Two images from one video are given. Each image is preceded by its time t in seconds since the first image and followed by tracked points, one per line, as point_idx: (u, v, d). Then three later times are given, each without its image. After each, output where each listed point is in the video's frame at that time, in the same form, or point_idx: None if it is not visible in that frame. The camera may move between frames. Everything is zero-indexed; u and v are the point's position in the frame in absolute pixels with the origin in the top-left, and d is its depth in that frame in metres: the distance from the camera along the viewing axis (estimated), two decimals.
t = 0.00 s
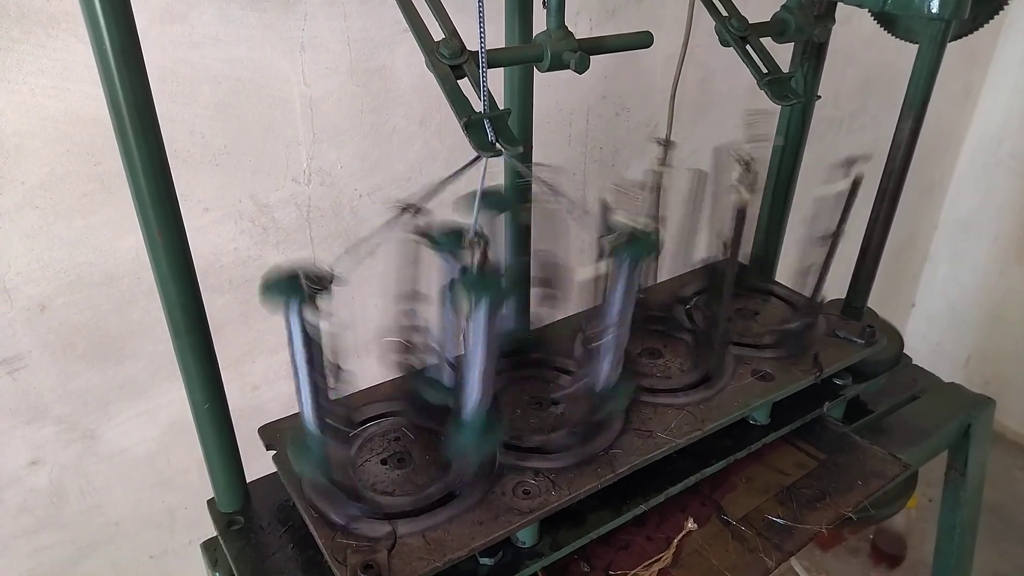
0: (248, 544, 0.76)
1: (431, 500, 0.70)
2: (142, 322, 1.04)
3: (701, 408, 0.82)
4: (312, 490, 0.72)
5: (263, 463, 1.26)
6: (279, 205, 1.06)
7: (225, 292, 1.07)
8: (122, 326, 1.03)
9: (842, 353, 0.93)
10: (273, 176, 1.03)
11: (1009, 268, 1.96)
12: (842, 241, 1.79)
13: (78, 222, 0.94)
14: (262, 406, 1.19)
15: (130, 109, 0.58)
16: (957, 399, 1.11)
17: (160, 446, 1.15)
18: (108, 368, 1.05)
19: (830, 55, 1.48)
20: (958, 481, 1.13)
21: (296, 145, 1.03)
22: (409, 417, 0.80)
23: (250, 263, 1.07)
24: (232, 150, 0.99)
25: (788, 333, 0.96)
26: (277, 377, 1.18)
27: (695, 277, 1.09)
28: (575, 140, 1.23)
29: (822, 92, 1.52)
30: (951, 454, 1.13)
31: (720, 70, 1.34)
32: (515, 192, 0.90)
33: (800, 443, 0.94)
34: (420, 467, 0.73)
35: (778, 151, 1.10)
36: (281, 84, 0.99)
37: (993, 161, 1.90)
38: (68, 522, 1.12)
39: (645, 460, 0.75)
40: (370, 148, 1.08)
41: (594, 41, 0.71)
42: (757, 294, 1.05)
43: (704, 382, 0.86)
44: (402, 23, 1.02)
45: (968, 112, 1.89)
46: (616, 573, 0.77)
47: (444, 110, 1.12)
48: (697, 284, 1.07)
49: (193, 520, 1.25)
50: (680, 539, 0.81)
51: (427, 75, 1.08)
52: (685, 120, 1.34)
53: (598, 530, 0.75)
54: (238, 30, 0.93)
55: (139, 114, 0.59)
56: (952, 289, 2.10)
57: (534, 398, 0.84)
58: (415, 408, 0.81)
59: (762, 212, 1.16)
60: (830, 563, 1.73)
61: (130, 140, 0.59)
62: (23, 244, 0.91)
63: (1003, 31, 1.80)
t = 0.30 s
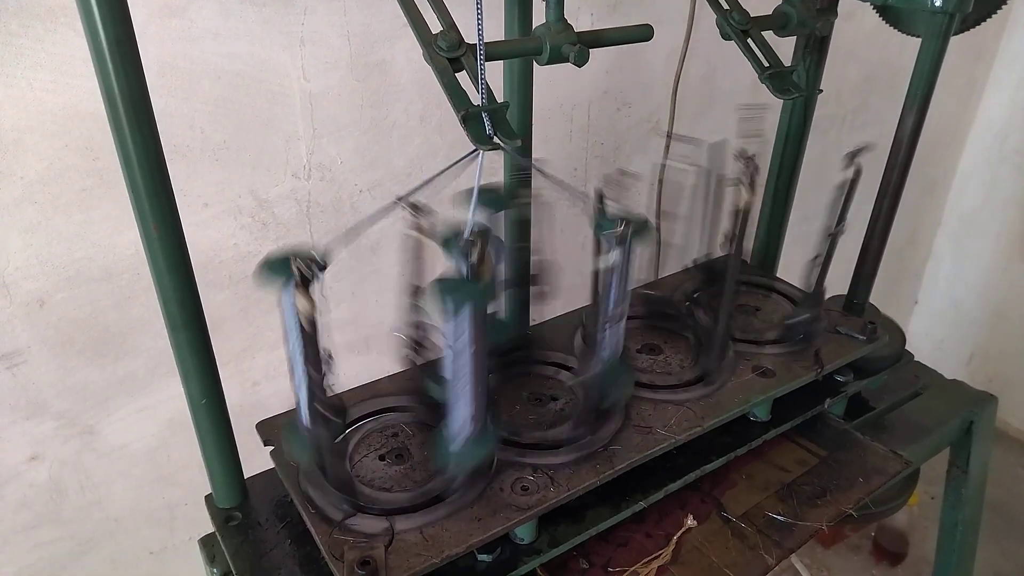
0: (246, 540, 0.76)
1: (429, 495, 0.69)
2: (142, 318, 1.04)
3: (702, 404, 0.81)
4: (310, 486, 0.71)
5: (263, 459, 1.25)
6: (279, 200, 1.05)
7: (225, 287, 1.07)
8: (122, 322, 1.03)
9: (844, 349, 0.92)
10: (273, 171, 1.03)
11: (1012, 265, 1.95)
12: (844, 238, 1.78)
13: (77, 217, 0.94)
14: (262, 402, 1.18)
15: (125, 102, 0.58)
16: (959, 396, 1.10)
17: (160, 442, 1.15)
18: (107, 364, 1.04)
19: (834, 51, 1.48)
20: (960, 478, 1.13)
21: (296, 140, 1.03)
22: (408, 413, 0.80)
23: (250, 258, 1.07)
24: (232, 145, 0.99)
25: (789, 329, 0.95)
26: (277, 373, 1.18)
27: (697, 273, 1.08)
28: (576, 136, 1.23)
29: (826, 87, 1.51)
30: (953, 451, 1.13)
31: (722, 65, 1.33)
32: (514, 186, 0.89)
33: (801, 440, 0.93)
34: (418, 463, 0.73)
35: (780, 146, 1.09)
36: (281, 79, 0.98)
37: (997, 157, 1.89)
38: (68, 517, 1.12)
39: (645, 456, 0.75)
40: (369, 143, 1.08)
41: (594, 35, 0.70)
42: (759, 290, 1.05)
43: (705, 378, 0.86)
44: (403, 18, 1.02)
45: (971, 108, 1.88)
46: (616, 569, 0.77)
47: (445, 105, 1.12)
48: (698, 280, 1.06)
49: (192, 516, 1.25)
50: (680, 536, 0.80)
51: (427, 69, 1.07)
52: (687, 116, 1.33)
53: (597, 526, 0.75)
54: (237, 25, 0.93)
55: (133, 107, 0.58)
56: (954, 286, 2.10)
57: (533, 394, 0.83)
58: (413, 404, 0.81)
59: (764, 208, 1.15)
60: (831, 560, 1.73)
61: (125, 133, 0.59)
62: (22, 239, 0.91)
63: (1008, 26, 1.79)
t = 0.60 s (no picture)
0: (244, 537, 0.76)
1: (426, 492, 0.69)
2: (141, 315, 1.04)
3: (701, 400, 0.81)
4: (308, 483, 0.71)
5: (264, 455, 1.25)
6: (278, 197, 1.05)
7: (224, 284, 1.07)
8: (121, 318, 1.02)
9: (844, 344, 0.92)
10: (272, 168, 1.03)
11: (1013, 260, 1.94)
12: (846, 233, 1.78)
13: (75, 214, 0.93)
14: (262, 398, 1.18)
15: (120, 98, 0.57)
16: (959, 392, 1.10)
17: (160, 439, 1.14)
18: (107, 361, 1.04)
19: (834, 45, 1.47)
20: (960, 474, 1.13)
21: (295, 137, 1.02)
22: (406, 410, 0.80)
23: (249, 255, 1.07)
24: (231, 141, 0.98)
25: (789, 324, 0.95)
26: (277, 369, 1.18)
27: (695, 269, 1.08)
28: (575, 131, 1.22)
29: (826, 82, 1.51)
30: (953, 447, 1.13)
31: (722, 59, 1.33)
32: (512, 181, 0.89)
33: (800, 436, 0.93)
34: (416, 460, 0.72)
35: (779, 141, 1.09)
36: (279, 75, 0.98)
37: (998, 152, 1.88)
38: (69, 514, 1.12)
39: (643, 452, 0.74)
40: (368, 139, 1.07)
41: (591, 28, 0.70)
42: (758, 285, 1.04)
43: (704, 374, 0.86)
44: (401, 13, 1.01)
45: (973, 102, 1.87)
46: (614, 566, 0.76)
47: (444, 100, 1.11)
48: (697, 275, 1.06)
49: (193, 513, 1.25)
50: (679, 532, 0.80)
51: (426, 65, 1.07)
52: (687, 111, 1.33)
53: (596, 522, 0.74)
54: (234, 20, 0.92)
55: (128, 103, 0.58)
56: (956, 281, 2.09)
57: (531, 390, 0.83)
58: (412, 400, 0.81)
59: (763, 203, 1.15)
60: (832, 556, 1.73)
61: (120, 129, 0.58)
62: (21, 236, 0.91)
63: (1010, 20, 1.78)
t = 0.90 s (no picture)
0: (242, 538, 0.76)
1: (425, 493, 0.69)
2: (140, 317, 1.04)
3: (699, 401, 0.81)
4: (306, 485, 0.71)
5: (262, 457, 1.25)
6: (277, 198, 1.05)
7: (223, 285, 1.07)
8: (120, 320, 1.02)
9: (842, 345, 0.92)
10: (271, 169, 1.03)
11: (1011, 260, 1.94)
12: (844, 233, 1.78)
13: (73, 216, 0.93)
14: (261, 400, 1.18)
15: (117, 99, 0.57)
16: (958, 392, 1.10)
17: (159, 441, 1.14)
18: (105, 363, 1.04)
19: (832, 45, 1.47)
20: (959, 474, 1.13)
21: (293, 138, 1.02)
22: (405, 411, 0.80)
23: (248, 256, 1.07)
24: (229, 143, 0.98)
25: (787, 324, 0.95)
26: (276, 371, 1.18)
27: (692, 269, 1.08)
28: (574, 132, 1.22)
29: (825, 82, 1.51)
30: (951, 447, 1.13)
31: (720, 60, 1.33)
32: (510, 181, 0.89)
33: (798, 436, 0.93)
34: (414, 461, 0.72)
35: (777, 141, 1.09)
36: (277, 76, 0.98)
37: (997, 152, 1.88)
38: (68, 516, 1.12)
39: (641, 452, 0.75)
40: (366, 141, 1.07)
41: (589, 29, 0.70)
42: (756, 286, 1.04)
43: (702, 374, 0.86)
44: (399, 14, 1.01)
45: (971, 102, 1.87)
46: (612, 567, 0.77)
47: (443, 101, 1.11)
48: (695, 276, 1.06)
49: (192, 515, 1.25)
50: (677, 533, 0.80)
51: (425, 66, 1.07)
52: (685, 112, 1.33)
53: (594, 523, 0.75)
54: (232, 22, 0.92)
55: (126, 104, 0.58)
56: (954, 281, 2.09)
57: (529, 391, 0.83)
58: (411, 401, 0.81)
59: (762, 203, 1.15)
60: (831, 557, 1.73)
61: (117, 130, 0.58)
62: (19, 238, 0.91)
63: (1007, 20, 1.78)
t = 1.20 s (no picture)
0: (242, 539, 0.76)
1: (424, 494, 0.70)
2: (139, 319, 1.04)
3: (697, 401, 0.82)
4: (306, 486, 0.71)
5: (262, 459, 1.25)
6: (276, 201, 1.05)
7: (223, 288, 1.07)
8: (120, 322, 1.03)
9: (839, 345, 0.92)
10: (270, 171, 1.03)
11: (1009, 260, 1.95)
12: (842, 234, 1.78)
13: (73, 219, 0.94)
14: (261, 402, 1.19)
15: (117, 101, 0.58)
16: (955, 392, 1.10)
17: (159, 443, 1.15)
18: (105, 365, 1.05)
19: (830, 47, 1.48)
20: (956, 473, 1.13)
21: (292, 140, 1.03)
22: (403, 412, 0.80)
23: (247, 258, 1.07)
24: (228, 145, 0.99)
25: (784, 325, 0.95)
26: (275, 373, 1.18)
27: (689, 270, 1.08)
28: (572, 134, 1.23)
29: (822, 83, 1.51)
30: (949, 447, 1.13)
31: (717, 62, 1.33)
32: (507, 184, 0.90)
33: (796, 436, 0.93)
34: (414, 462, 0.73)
35: (774, 143, 1.09)
36: (276, 79, 0.98)
37: (994, 152, 1.89)
38: (68, 518, 1.13)
39: (640, 452, 0.75)
40: (365, 143, 1.08)
41: (586, 33, 0.70)
42: (753, 287, 1.05)
43: (700, 375, 0.86)
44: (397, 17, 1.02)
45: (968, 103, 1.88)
46: (611, 566, 0.77)
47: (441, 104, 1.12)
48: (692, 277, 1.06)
49: (192, 517, 1.25)
50: (676, 532, 0.81)
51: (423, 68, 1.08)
52: (683, 114, 1.34)
53: (593, 523, 0.75)
54: (231, 25, 0.93)
55: (125, 107, 0.58)
56: (952, 282, 2.10)
57: (528, 391, 0.84)
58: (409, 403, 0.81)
59: (759, 204, 1.15)
60: (830, 557, 1.73)
61: (117, 133, 0.59)
62: (19, 240, 0.91)
63: (1004, 22, 1.79)
